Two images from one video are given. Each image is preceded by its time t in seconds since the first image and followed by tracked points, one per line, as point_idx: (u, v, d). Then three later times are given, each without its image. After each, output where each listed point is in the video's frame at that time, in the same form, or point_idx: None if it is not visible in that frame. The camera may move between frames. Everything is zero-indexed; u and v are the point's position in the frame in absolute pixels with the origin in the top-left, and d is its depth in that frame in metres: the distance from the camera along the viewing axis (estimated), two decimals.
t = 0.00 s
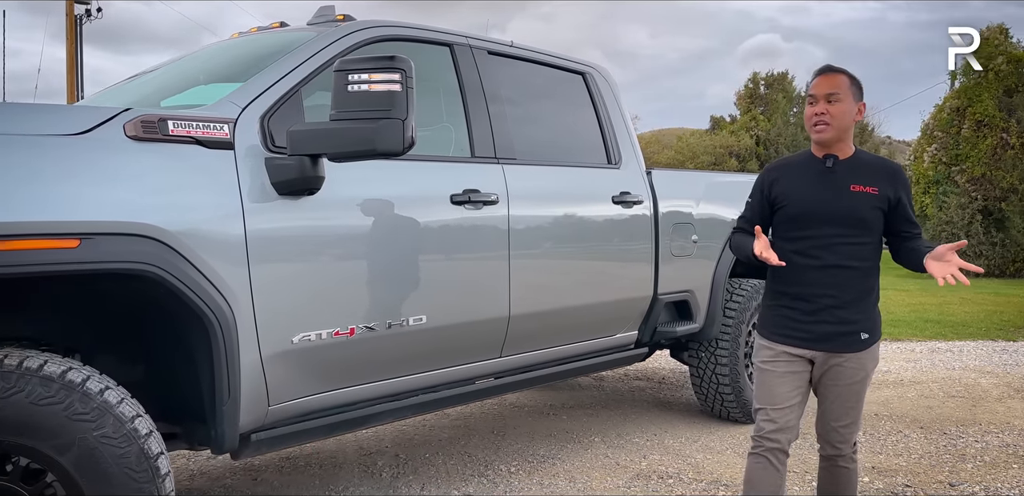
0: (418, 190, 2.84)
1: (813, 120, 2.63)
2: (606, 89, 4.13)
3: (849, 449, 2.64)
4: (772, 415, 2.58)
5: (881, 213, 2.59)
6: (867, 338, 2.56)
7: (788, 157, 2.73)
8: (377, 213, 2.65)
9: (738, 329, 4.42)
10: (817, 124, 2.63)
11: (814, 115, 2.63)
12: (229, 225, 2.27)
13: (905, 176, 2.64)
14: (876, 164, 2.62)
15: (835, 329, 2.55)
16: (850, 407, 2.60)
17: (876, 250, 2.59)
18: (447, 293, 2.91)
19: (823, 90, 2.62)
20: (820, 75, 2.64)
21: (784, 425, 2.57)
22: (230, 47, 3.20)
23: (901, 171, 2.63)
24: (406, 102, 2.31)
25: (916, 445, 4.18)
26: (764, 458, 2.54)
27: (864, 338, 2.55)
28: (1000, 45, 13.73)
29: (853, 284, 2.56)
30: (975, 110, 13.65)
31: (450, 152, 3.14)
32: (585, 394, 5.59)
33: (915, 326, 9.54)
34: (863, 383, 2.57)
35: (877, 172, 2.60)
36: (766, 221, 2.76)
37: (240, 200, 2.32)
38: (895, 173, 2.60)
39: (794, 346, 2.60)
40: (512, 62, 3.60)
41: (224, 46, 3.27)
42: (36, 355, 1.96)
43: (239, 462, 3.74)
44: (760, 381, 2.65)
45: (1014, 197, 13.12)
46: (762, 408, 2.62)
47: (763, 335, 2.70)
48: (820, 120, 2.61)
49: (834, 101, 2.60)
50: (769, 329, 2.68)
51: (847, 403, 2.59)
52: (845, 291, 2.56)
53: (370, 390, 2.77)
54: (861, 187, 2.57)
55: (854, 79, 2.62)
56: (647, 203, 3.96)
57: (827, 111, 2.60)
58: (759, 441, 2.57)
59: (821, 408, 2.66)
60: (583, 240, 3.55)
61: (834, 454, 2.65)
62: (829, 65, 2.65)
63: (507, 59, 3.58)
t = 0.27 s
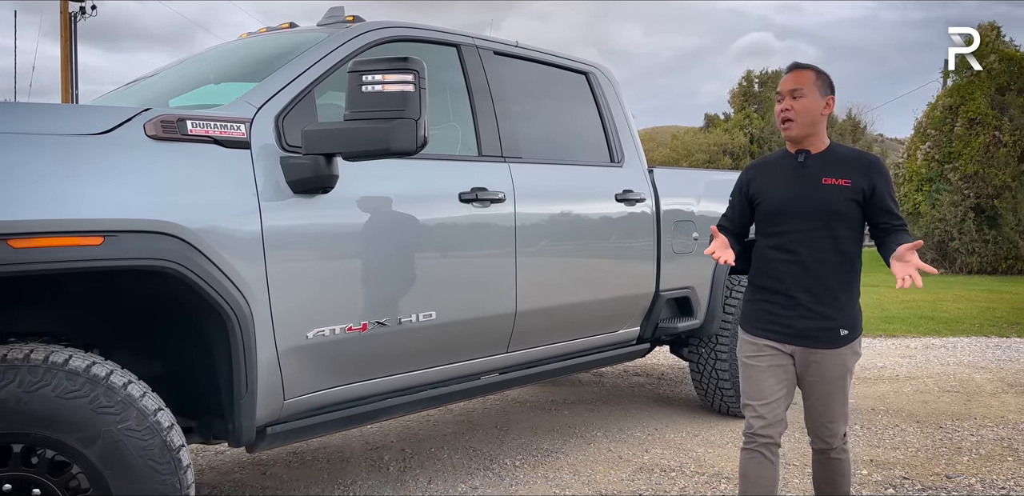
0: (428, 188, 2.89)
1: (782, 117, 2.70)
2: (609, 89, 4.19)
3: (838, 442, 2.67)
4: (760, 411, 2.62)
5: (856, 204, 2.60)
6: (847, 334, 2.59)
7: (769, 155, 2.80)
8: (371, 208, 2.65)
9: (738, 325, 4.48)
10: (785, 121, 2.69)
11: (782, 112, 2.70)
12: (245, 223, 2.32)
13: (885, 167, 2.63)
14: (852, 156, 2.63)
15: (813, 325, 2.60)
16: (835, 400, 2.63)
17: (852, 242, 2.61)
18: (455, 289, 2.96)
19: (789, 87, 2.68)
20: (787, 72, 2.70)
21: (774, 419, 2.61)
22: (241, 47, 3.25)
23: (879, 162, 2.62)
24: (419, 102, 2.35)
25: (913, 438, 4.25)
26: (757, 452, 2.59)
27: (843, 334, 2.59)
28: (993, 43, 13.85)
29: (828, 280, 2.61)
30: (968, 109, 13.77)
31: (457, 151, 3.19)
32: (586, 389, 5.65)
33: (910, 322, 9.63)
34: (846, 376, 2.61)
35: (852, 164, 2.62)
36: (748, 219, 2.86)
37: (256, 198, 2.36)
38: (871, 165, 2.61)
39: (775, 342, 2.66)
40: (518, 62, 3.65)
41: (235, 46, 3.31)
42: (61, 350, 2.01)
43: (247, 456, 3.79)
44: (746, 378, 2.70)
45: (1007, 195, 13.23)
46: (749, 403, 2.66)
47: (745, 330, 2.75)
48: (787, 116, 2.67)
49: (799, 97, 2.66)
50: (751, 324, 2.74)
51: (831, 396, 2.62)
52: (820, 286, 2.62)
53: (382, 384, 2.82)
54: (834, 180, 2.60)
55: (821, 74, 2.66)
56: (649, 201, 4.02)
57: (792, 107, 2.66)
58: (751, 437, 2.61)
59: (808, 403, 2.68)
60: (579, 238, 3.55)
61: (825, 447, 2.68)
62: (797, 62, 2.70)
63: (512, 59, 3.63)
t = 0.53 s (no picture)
0: (438, 187, 2.94)
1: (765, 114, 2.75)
2: (613, 88, 4.24)
3: (838, 435, 2.66)
4: (756, 407, 2.66)
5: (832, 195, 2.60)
6: (835, 327, 2.61)
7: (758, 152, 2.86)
8: (367, 203, 2.65)
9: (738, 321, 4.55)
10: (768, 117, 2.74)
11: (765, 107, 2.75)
12: (262, 220, 2.37)
13: (865, 156, 2.59)
14: (831, 148, 2.63)
15: (800, 318, 2.63)
16: (830, 391, 2.64)
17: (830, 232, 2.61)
18: (465, 286, 3.01)
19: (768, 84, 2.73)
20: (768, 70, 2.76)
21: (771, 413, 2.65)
22: (251, 46, 3.28)
23: (859, 151, 2.59)
24: (432, 101, 2.40)
25: (911, 432, 4.32)
26: (758, 447, 2.62)
27: (832, 327, 2.61)
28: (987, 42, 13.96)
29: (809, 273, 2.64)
30: (962, 107, 13.87)
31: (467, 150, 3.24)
32: (588, 385, 5.71)
33: (905, 319, 9.73)
34: (837, 367, 2.62)
35: (831, 156, 2.62)
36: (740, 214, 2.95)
37: (273, 196, 2.41)
38: (848, 155, 2.59)
39: (765, 337, 2.69)
40: (524, 61, 3.70)
41: (245, 45, 3.35)
42: (84, 344, 2.06)
43: (256, 451, 3.83)
44: (741, 375, 2.74)
45: (1000, 193, 13.34)
46: (745, 400, 2.71)
47: (737, 327, 2.79)
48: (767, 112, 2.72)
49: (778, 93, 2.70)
50: (742, 320, 2.77)
51: (824, 388, 2.63)
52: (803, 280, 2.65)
53: (394, 379, 2.88)
54: (811, 173, 2.62)
55: (800, 69, 2.69)
56: (652, 199, 4.07)
57: (772, 103, 2.71)
58: (752, 433, 2.65)
59: (804, 397, 2.69)
60: (576, 236, 3.56)
61: (825, 440, 2.67)
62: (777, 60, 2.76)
63: (519, 59, 3.68)
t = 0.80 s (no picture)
0: (446, 185, 3.00)
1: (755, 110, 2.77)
2: (616, 87, 4.30)
3: (834, 426, 2.70)
4: (753, 401, 2.72)
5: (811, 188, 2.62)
6: (823, 320, 2.66)
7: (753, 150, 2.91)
8: (379, 201, 2.71)
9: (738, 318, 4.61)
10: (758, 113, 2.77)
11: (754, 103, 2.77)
12: (278, 217, 2.41)
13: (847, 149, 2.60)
14: (814, 143, 2.66)
15: (788, 313, 2.68)
16: (824, 383, 2.68)
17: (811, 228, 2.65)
18: (473, 282, 3.07)
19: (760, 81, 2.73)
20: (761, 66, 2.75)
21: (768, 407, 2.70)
22: (261, 45, 3.33)
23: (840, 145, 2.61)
24: (443, 100, 2.45)
25: (907, 426, 4.39)
26: (758, 441, 2.68)
27: (820, 320, 2.65)
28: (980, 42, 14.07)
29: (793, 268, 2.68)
30: (956, 106, 13.98)
31: (474, 148, 3.29)
32: (588, 381, 5.77)
33: (900, 316, 9.82)
34: (829, 359, 2.67)
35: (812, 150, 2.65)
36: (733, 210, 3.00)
37: (289, 192, 2.46)
38: (827, 148, 2.61)
39: (757, 332, 2.75)
40: (529, 60, 3.75)
41: (255, 44, 3.40)
42: (107, 337, 2.10)
43: (264, 445, 3.88)
44: (737, 371, 2.80)
45: (993, 191, 13.47)
46: (742, 395, 2.77)
47: (731, 323, 2.84)
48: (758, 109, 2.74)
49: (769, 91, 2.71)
50: (735, 316, 2.83)
51: (818, 380, 2.68)
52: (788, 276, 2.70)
53: (404, 373, 2.93)
54: (793, 168, 2.66)
55: (792, 66, 2.69)
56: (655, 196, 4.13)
57: (762, 100, 2.72)
58: (750, 427, 2.71)
59: (799, 390, 2.74)
60: (574, 234, 3.59)
61: (822, 433, 2.71)
62: (770, 56, 2.74)
63: (524, 58, 3.73)
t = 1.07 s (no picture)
0: (453, 183, 3.05)
1: (753, 108, 2.77)
2: (618, 87, 4.35)
3: (831, 421, 2.75)
4: (749, 397, 2.77)
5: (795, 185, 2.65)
6: (815, 316, 2.71)
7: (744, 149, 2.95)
8: (388, 199, 2.76)
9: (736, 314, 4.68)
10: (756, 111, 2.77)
11: (753, 101, 2.77)
12: (292, 214, 2.46)
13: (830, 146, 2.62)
14: (799, 141, 2.69)
15: (781, 309, 2.74)
16: (819, 378, 2.73)
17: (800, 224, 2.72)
18: (478, 279, 3.13)
19: (761, 79, 2.75)
20: (760, 65, 2.78)
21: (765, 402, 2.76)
22: (268, 45, 3.37)
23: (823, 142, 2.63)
24: (452, 101, 2.49)
25: (903, 421, 4.47)
26: (756, 435, 2.72)
27: (812, 315, 2.71)
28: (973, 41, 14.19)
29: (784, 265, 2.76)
30: (949, 105, 14.08)
31: (479, 147, 3.34)
32: (588, 377, 5.83)
33: (894, 313, 9.91)
34: (824, 354, 2.72)
35: (797, 148, 2.67)
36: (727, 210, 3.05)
37: (301, 190, 2.50)
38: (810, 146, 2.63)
39: (751, 330, 2.80)
40: (532, 60, 3.80)
41: (262, 44, 3.44)
42: (126, 333, 2.15)
43: (270, 440, 3.93)
44: (734, 368, 2.85)
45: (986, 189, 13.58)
46: (739, 391, 2.82)
47: (727, 322, 2.89)
48: (759, 107, 2.74)
49: (771, 89, 2.73)
50: (729, 315, 2.88)
51: (813, 375, 2.73)
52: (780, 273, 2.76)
53: (412, 368, 2.98)
54: (780, 167, 2.69)
55: (792, 68, 2.75)
56: (656, 195, 4.19)
57: (764, 98, 2.73)
58: (748, 422, 2.75)
59: (795, 386, 2.79)
60: (575, 232, 3.63)
61: (819, 427, 2.76)
62: (769, 56, 2.79)
63: (527, 58, 3.78)
